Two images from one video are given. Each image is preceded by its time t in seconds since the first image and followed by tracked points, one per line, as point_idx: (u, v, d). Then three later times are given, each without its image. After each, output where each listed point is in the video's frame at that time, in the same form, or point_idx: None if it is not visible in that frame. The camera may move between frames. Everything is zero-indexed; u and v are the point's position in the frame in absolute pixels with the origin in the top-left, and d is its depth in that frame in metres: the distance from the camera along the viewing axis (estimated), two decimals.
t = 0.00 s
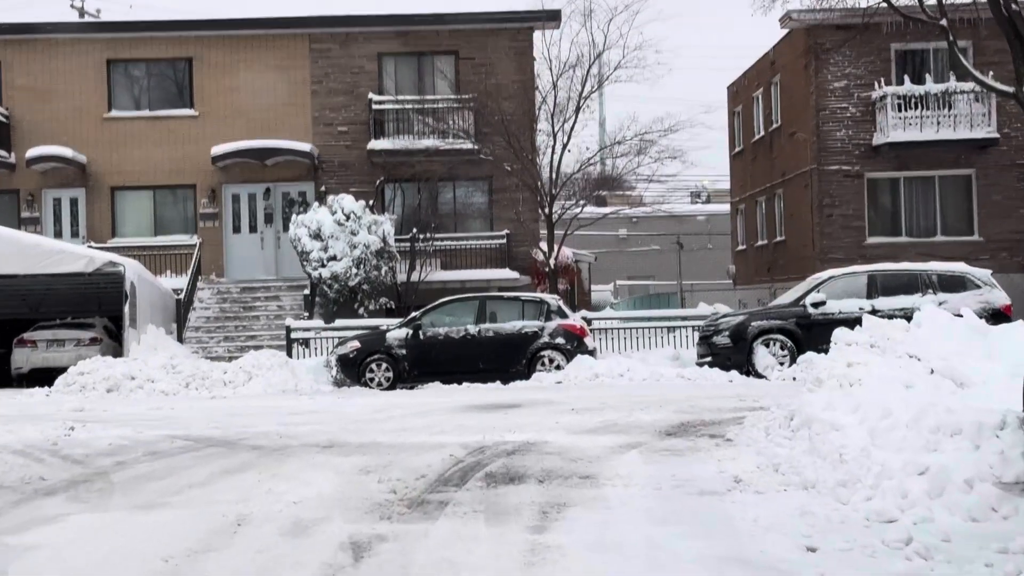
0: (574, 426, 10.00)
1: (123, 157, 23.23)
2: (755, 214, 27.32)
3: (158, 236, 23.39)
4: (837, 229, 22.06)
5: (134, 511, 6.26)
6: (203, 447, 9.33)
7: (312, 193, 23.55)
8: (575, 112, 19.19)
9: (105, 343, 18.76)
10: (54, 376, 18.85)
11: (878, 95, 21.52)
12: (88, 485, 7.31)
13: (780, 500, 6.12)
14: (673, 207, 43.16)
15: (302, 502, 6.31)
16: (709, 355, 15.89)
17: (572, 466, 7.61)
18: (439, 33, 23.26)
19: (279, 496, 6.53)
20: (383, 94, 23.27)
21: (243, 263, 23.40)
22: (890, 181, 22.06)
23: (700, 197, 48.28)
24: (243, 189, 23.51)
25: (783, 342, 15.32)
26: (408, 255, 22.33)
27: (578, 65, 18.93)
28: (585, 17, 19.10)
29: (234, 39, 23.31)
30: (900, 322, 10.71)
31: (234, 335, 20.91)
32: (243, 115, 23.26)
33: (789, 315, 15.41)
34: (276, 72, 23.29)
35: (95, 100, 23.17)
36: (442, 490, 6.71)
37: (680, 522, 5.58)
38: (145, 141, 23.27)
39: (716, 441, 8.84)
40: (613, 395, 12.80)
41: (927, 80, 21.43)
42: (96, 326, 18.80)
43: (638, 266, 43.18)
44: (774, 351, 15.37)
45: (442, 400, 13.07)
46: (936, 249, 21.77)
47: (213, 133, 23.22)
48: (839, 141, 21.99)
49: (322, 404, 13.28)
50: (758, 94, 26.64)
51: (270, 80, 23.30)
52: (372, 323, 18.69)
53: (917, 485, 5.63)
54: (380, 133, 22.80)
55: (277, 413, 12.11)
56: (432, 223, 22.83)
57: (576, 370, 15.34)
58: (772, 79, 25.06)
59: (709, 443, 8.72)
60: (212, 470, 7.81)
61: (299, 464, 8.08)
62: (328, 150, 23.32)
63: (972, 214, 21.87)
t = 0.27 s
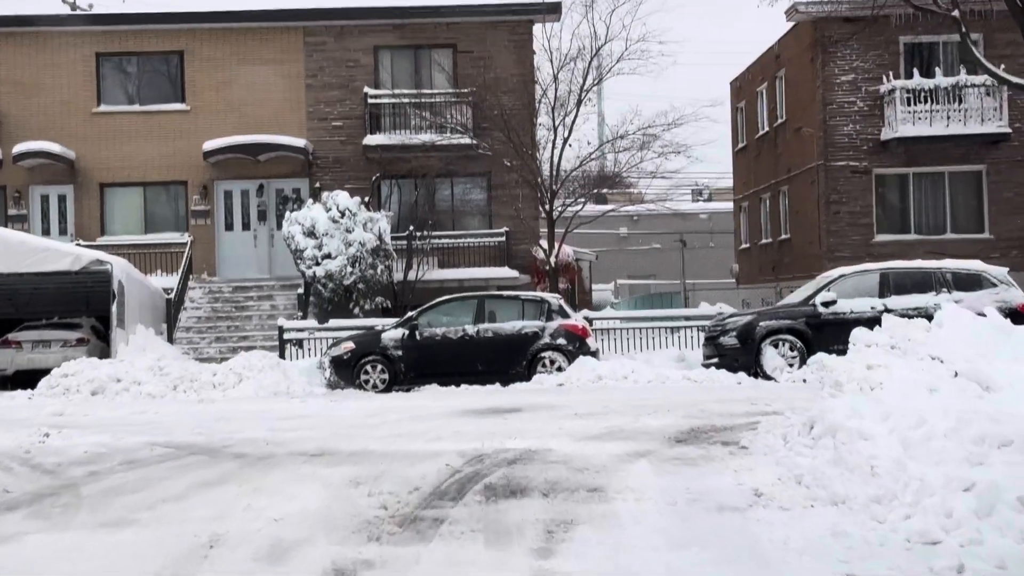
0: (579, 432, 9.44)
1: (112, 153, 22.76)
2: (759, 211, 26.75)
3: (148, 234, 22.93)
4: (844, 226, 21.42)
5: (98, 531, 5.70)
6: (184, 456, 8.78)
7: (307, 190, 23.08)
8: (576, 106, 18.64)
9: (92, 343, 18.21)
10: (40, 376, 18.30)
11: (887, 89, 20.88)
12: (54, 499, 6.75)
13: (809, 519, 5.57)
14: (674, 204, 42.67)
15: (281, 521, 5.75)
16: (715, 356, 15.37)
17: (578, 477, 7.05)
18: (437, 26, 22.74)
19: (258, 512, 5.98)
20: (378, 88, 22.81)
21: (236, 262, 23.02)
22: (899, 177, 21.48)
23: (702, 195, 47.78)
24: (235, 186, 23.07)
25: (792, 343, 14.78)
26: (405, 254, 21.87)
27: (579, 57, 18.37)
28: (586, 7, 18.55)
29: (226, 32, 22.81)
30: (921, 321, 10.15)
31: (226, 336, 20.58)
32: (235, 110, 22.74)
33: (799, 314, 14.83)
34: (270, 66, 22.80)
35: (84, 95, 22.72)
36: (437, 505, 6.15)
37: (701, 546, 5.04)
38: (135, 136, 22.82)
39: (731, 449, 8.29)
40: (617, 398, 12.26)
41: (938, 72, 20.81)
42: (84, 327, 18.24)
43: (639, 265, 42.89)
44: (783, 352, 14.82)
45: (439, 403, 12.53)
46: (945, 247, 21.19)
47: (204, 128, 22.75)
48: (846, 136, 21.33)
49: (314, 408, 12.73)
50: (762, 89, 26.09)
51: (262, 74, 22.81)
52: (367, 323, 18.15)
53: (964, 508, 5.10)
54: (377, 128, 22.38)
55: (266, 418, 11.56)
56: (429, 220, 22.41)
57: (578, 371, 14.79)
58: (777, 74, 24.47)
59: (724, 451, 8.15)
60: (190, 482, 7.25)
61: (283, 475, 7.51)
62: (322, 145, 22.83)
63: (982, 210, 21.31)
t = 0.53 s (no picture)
0: (583, 440, 8.92)
1: (101, 150, 22.30)
2: (762, 210, 26.15)
3: (138, 233, 22.47)
4: (852, 225, 20.74)
5: (56, 555, 5.16)
6: (163, 467, 8.26)
7: (301, 187, 22.63)
8: (576, 103, 18.10)
9: (79, 345, 17.67)
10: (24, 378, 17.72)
11: (896, 83, 20.14)
12: (15, 516, 6.23)
13: (845, 541, 5.03)
14: (675, 203, 42.35)
15: (258, 545, 5.21)
16: (723, 358, 14.80)
17: (585, 491, 6.52)
18: (434, 19, 22.29)
19: (236, 533, 5.45)
20: (374, 83, 22.36)
21: (229, 262, 22.60)
22: (907, 174, 20.75)
23: (704, 195, 47.35)
24: (228, 184, 22.63)
25: (802, 345, 14.20)
26: (402, 252, 21.37)
27: (581, 51, 17.84)
28: None
29: (217, 25, 22.38)
30: (944, 322, 9.61)
31: (218, 337, 20.11)
32: (227, 106, 22.37)
33: (809, 315, 14.26)
34: (262, 60, 22.42)
35: (73, 91, 22.26)
36: (433, 525, 5.62)
37: None
38: (125, 132, 22.37)
39: (747, 459, 7.77)
40: (621, 402, 11.77)
41: (948, 67, 20.11)
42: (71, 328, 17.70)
43: (639, 264, 42.69)
44: (793, 353, 14.25)
45: (435, 407, 12.03)
46: (955, 245, 20.47)
47: (195, 125, 22.33)
48: (854, 132, 20.64)
49: (305, 413, 12.21)
50: (765, 85, 25.52)
51: (254, 68, 22.42)
52: (363, 324, 17.64)
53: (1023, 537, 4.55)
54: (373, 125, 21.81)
55: (255, 424, 11.04)
56: (427, 218, 21.90)
57: (581, 374, 14.26)
58: (783, 69, 23.84)
59: (740, 462, 7.61)
60: (163, 497, 6.71)
61: (267, 488, 6.99)
62: (316, 142, 22.42)
63: (993, 208, 20.58)
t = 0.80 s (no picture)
0: (588, 449, 8.41)
1: (90, 146, 21.87)
2: (766, 207, 25.55)
3: (127, 232, 21.99)
4: (860, 222, 20.03)
5: None
6: (139, 478, 7.78)
7: (295, 184, 22.22)
8: (577, 97, 17.55)
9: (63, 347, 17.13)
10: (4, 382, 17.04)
11: (904, 78, 19.50)
12: None
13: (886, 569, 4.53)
14: (676, 202, 42.00)
15: (231, 571, 4.71)
16: (730, 360, 14.27)
17: (592, 507, 6.03)
18: (430, 12, 21.83)
19: (209, 557, 4.96)
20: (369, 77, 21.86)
21: (221, 260, 22.12)
22: (916, 171, 20.09)
23: (705, 193, 46.96)
24: (219, 181, 22.18)
25: (813, 346, 13.66)
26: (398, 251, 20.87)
27: (581, 43, 17.27)
28: None
29: (208, 18, 21.90)
30: (969, 322, 9.08)
31: (208, 338, 19.66)
32: (218, 101, 21.92)
33: (819, 315, 13.72)
34: (254, 54, 21.94)
35: (60, 85, 21.79)
36: (428, 547, 5.13)
37: None
38: (113, 129, 21.92)
39: (765, 469, 7.27)
40: (625, 406, 11.29)
41: (957, 60, 19.44)
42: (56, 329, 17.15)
43: (640, 264, 42.42)
44: (803, 355, 13.71)
45: (431, 412, 11.54)
46: (966, 244, 19.80)
47: (186, 122, 21.90)
48: (861, 127, 19.97)
49: (296, 417, 11.72)
50: (769, 81, 24.94)
51: (246, 62, 21.94)
52: (357, 325, 17.16)
53: None
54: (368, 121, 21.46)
55: (242, 430, 10.55)
56: (423, 216, 21.39)
57: (584, 376, 13.75)
58: (787, 64, 23.24)
59: (758, 474, 7.10)
60: (134, 513, 6.21)
61: (249, 502, 6.50)
62: (310, 138, 21.94)
63: (1004, 205, 19.92)
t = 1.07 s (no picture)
0: (592, 459, 7.92)
1: (79, 142, 21.48)
2: (770, 206, 24.97)
3: (116, 231, 21.63)
4: (866, 221, 19.38)
5: None
6: (113, 489, 7.30)
7: (288, 182, 21.95)
8: (577, 92, 17.07)
9: (48, 349, 16.55)
10: None
11: (912, 74, 18.92)
12: None
13: None
14: (676, 202, 41.72)
15: None
16: (736, 362, 13.73)
17: (600, 525, 5.54)
18: (427, 6, 21.43)
19: None
20: (364, 73, 21.51)
21: (214, 262, 21.91)
22: (924, 169, 19.41)
23: (705, 192, 46.64)
24: (210, 178, 21.90)
25: (824, 348, 13.12)
26: (394, 251, 20.41)
27: (583, 36, 16.81)
28: None
29: (198, 12, 21.53)
30: (995, 324, 8.60)
31: (198, 339, 19.30)
32: (208, 97, 21.52)
33: (829, 315, 13.20)
34: (246, 48, 21.55)
35: (47, 80, 21.39)
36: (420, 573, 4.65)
37: None
38: (102, 125, 21.52)
39: (784, 481, 6.79)
40: (629, 411, 10.83)
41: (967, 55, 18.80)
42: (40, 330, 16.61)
43: (640, 264, 42.07)
44: (812, 357, 13.17)
45: (426, 417, 11.08)
46: (974, 243, 19.12)
47: (176, 118, 21.51)
48: (867, 124, 19.33)
49: (286, 423, 11.24)
50: (772, 77, 24.36)
51: (237, 56, 21.57)
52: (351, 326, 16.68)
53: None
54: (362, 117, 21.00)
55: (228, 436, 10.07)
56: (419, 214, 20.92)
57: (585, 380, 13.25)
58: (791, 61, 22.65)
59: (777, 487, 6.59)
60: (100, 531, 5.72)
61: (227, 518, 6.02)
62: (304, 135, 21.67)
63: (1014, 204, 19.24)
